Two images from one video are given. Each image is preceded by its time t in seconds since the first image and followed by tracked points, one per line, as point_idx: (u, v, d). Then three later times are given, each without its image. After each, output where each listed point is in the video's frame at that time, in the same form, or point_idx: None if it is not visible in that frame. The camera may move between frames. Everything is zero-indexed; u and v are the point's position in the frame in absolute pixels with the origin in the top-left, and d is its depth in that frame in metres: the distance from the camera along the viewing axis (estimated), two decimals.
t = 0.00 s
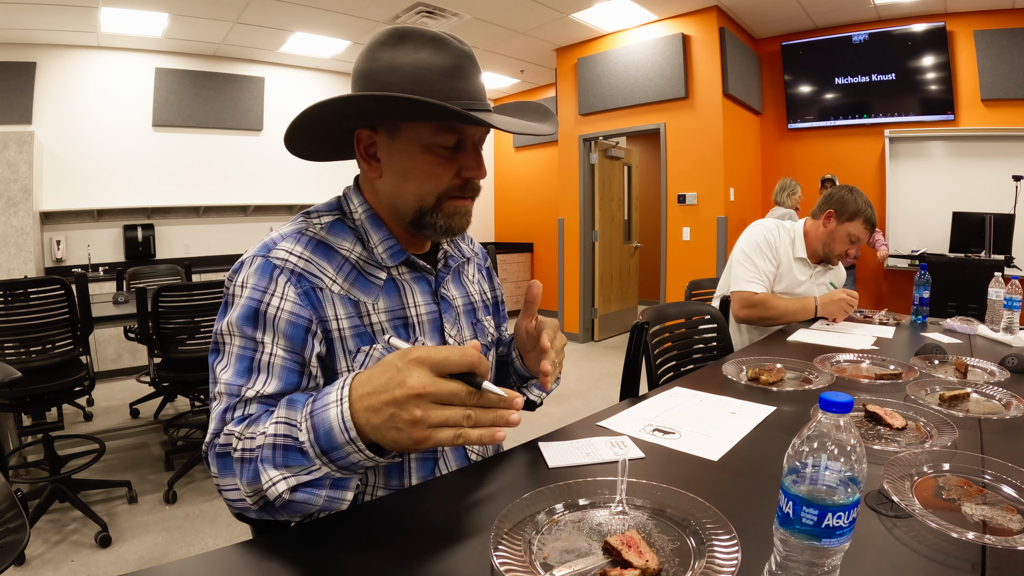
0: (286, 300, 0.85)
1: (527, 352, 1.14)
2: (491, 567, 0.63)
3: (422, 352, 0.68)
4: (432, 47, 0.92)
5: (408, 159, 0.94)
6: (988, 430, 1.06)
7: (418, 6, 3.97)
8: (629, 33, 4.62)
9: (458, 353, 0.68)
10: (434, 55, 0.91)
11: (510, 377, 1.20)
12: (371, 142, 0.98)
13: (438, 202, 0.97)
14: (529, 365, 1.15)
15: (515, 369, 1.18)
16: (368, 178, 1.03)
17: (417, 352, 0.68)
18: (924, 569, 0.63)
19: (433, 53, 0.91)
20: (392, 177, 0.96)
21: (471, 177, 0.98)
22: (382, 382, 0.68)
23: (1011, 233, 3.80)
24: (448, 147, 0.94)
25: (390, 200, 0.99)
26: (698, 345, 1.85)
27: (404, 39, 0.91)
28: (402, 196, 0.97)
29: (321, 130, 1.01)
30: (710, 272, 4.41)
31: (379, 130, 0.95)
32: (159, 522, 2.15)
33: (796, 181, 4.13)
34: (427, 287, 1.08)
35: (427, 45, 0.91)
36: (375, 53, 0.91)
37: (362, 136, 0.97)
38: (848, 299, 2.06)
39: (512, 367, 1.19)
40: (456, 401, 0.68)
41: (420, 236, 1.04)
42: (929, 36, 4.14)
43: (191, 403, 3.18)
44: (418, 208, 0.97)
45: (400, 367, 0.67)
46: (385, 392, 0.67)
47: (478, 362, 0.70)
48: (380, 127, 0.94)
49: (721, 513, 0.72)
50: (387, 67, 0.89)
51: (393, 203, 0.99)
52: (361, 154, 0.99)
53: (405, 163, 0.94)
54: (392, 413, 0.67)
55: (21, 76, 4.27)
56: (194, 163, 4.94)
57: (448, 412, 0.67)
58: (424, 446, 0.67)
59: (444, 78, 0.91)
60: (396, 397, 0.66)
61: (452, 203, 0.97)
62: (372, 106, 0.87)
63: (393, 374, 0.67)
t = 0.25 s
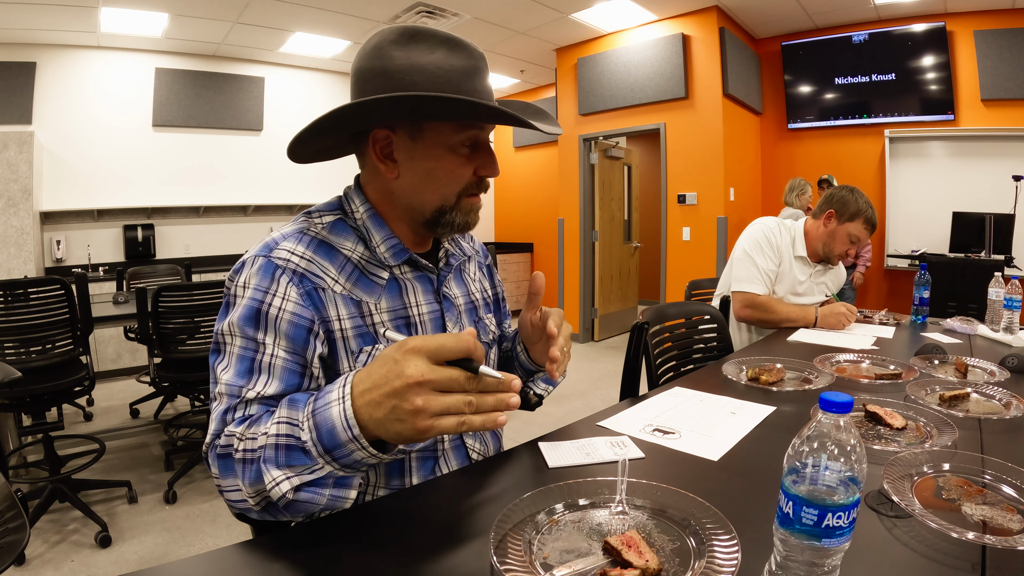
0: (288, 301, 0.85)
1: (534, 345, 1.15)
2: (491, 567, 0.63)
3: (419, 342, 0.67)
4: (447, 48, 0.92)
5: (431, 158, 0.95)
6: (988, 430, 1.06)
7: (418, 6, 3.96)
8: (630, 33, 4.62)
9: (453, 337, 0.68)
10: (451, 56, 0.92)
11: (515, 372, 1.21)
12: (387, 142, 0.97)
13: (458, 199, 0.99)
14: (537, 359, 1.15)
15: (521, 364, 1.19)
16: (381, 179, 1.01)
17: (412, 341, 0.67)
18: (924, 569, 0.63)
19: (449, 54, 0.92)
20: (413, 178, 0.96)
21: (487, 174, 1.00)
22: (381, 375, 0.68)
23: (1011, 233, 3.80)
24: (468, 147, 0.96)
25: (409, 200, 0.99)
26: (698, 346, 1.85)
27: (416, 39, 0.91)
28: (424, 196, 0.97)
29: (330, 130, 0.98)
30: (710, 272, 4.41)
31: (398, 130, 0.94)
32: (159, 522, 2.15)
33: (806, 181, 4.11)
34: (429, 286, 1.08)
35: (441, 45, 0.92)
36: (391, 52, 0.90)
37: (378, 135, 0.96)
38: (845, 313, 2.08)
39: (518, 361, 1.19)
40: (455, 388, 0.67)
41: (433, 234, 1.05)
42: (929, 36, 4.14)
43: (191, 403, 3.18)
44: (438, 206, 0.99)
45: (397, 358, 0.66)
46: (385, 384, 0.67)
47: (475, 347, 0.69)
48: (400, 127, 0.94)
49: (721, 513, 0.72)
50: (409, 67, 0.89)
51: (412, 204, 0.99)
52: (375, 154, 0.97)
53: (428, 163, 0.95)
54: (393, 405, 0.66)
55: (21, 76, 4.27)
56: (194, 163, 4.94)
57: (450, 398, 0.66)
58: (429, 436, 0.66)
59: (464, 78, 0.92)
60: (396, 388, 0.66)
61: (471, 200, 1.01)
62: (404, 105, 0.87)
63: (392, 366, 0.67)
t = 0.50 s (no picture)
0: (286, 300, 0.86)
1: (540, 332, 1.15)
2: (491, 567, 0.63)
3: (426, 345, 0.65)
4: (444, 43, 0.94)
5: (434, 148, 0.96)
6: (988, 430, 1.06)
7: (418, 6, 3.96)
8: (629, 33, 4.62)
9: (460, 337, 0.65)
10: (450, 50, 0.94)
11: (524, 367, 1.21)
12: (390, 135, 0.97)
13: (461, 189, 1.00)
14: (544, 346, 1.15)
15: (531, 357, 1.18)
16: (383, 174, 1.01)
17: (421, 344, 0.65)
18: (924, 569, 0.63)
19: (448, 48, 0.94)
20: (418, 168, 0.97)
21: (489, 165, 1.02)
22: (392, 380, 0.66)
23: (1011, 233, 3.80)
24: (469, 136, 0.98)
25: (412, 192, 0.99)
26: (698, 345, 1.85)
27: (414, 35, 0.92)
28: (428, 186, 0.98)
29: (330, 123, 0.98)
30: (710, 272, 4.41)
31: (403, 122, 0.95)
32: (159, 522, 2.15)
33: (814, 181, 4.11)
34: (426, 286, 1.07)
35: (439, 41, 0.94)
36: (390, 46, 0.91)
37: (381, 128, 0.96)
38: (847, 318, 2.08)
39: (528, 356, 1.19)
40: (465, 390, 0.64)
41: (435, 228, 1.05)
42: (929, 36, 4.14)
43: (191, 403, 3.18)
44: (441, 197, 0.99)
45: (406, 362, 0.65)
46: (395, 388, 0.66)
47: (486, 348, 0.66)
48: (404, 118, 0.95)
49: (721, 513, 0.72)
50: (410, 60, 0.90)
51: (417, 196, 0.99)
52: (378, 147, 0.98)
53: (434, 153, 0.96)
54: (404, 409, 0.65)
55: (21, 76, 4.27)
56: (194, 164, 4.94)
57: (461, 402, 0.64)
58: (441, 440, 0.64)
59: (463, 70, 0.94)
60: (406, 392, 0.65)
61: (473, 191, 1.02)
62: (412, 92, 0.89)
63: (401, 370, 0.65)
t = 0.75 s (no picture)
0: (292, 293, 0.86)
1: (542, 353, 1.09)
2: (491, 567, 0.63)
3: (469, 375, 0.67)
4: (455, 49, 0.98)
5: (440, 140, 0.96)
6: (988, 430, 1.06)
7: (418, 6, 3.96)
8: (629, 33, 4.62)
9: (505, 371, 0.67)
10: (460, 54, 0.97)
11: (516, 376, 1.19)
12: (397, 126, 0.98)
13: (466, 185, 0.99)
14: (531, 364, 1.11)
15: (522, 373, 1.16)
16: (388, 166, 1.02)
17: (464, 373, 0.67)
18: (924, 569, 0.63)
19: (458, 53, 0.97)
20: (423, 159, 0.97)
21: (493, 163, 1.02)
22: (429, 402, 0.68)
23: (1011, 233, 3.79)
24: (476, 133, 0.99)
25: (416, 184, 0.99)
26: (698, 345, 1.85)
27: (427, 42, 0.97)
28: (432, 178, 0.97)
29: (339, 113, 1.00)
30: (710, 272, 4.41)
31: (411, 113, 0.97)
32: (159, 522, 2.15)
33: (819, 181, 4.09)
34: (424, 287, 1.07)
35: (450, 48, 0.97)
36: (403, 49, 0.95)
37: (389, 119, 0.98)
38: (847, 317, 2.08)
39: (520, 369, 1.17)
40: (501, 419, 0.68)
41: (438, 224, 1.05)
42: (929, 36, 4.14)
43: (191, 403, 3.18)
44: (446, 191, 0.98)
45: (449, 389, 0.67)
46: (434, 411, 0.68)
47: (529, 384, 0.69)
48: (411, 111, 0.97)
49: (720, 513, 0.72)
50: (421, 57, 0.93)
51: (419, 185, 0.99)
52: (386, 138, 0.99)
53: (438, 142, 0.96)
54: (440, 430, 0.68)
55: (21, 76, 4.27)
56: (194, 164, 4.94)
57: (494, 430, 0.68)
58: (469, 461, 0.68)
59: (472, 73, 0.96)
60: (445, 417, 0.67)
61: (478, 188, 1.01)
62: (418, 76, 0.91)
63: (441, 395, 0.68)
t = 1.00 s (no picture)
0: (300, 292, 0.86)
1: (544, 354, 1.08)
2: (491, 567, 0.63)
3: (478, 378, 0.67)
4: (466, 55, 0.97)
5: (453, 150, 0.97)
6: (988, 430, 1.06)
7: (418, 6, 3.96)
8: (630, 33, 4.62)
9: (514, 374, 0.67)
10: (470, 61, 0.97)
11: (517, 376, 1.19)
12: (410, 132, 0.98)
13: (478, 194, 1.01)
14: (531, 365, 1.11)
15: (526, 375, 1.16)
16: (399, 170, 1.02)
17: (474, 375, 0.67)
18: (923, 569, 0.63)
19: (468, 59, 0.97)
20: (436, 167, 0.98)
21: (503, 171, 1.03)
22: (439, 403, 0.68)
23: (1011, 233, 3.79)
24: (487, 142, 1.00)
25: (428, 191, 1.00)
26: (698, 345, 1.85)
27: (438, 44, 0.96)
28: (445, 187, 0.98)
29: (350, 115, 0.98)
30: (710, 272, 4.41)
31: (424, 120, 0.97)
32: (159, 522, 2.15)
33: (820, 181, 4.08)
34: (428, 287, 1.07)
35: (461, 53, 0.97)
36: (416, 52, 0.94)
37: (402, 124, 0.97)
38: (846, 318, 2.08)
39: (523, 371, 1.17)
40: (510, 421, 0.68)
41: (446, 229, 1.06)
42: (929, 36, 4.14)
43: (191, 403, 3.18)
44: (458, 199, 1.00)
45: (458, 391, 0.67)
46: (443, 412, 0.68)
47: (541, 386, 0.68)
48: (425, 118, 0.97)
49: (720, 513, 0.72)
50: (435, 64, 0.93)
51: (432, 193, 0.99)
52: (399, 143, 0.98)
53: (452, 151, 0.97)
54: (449, 432, 0.68)
55: (21, 76, 4.27)
56: (193, 164, 4.94)
57: (502, 432, 0.68)
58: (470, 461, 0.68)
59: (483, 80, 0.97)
60: (454, 418, 0.67)
61: (488, 196, 1.03)
62: (436, 87, 0.91)
63: (451, 397, 0.68)
